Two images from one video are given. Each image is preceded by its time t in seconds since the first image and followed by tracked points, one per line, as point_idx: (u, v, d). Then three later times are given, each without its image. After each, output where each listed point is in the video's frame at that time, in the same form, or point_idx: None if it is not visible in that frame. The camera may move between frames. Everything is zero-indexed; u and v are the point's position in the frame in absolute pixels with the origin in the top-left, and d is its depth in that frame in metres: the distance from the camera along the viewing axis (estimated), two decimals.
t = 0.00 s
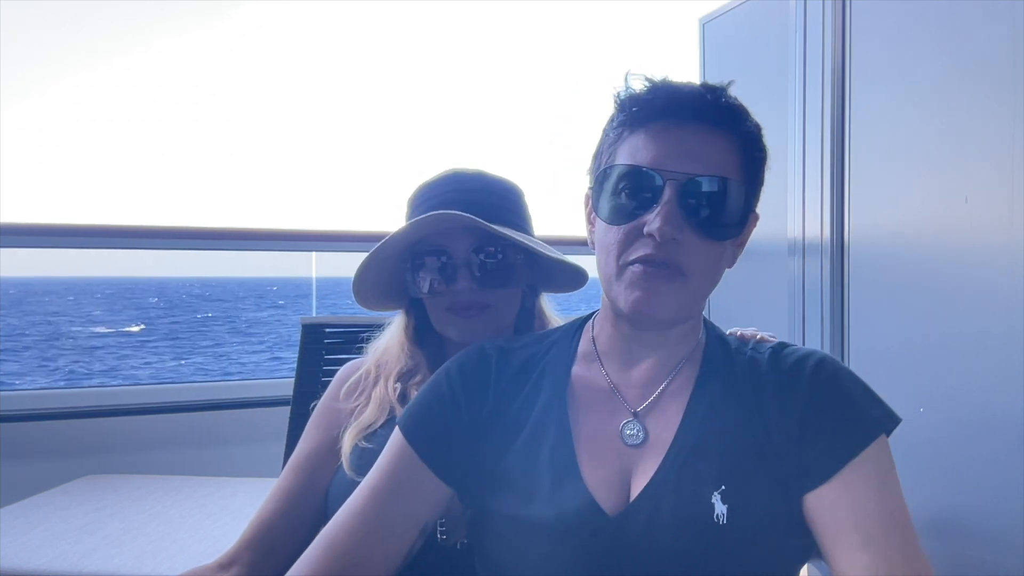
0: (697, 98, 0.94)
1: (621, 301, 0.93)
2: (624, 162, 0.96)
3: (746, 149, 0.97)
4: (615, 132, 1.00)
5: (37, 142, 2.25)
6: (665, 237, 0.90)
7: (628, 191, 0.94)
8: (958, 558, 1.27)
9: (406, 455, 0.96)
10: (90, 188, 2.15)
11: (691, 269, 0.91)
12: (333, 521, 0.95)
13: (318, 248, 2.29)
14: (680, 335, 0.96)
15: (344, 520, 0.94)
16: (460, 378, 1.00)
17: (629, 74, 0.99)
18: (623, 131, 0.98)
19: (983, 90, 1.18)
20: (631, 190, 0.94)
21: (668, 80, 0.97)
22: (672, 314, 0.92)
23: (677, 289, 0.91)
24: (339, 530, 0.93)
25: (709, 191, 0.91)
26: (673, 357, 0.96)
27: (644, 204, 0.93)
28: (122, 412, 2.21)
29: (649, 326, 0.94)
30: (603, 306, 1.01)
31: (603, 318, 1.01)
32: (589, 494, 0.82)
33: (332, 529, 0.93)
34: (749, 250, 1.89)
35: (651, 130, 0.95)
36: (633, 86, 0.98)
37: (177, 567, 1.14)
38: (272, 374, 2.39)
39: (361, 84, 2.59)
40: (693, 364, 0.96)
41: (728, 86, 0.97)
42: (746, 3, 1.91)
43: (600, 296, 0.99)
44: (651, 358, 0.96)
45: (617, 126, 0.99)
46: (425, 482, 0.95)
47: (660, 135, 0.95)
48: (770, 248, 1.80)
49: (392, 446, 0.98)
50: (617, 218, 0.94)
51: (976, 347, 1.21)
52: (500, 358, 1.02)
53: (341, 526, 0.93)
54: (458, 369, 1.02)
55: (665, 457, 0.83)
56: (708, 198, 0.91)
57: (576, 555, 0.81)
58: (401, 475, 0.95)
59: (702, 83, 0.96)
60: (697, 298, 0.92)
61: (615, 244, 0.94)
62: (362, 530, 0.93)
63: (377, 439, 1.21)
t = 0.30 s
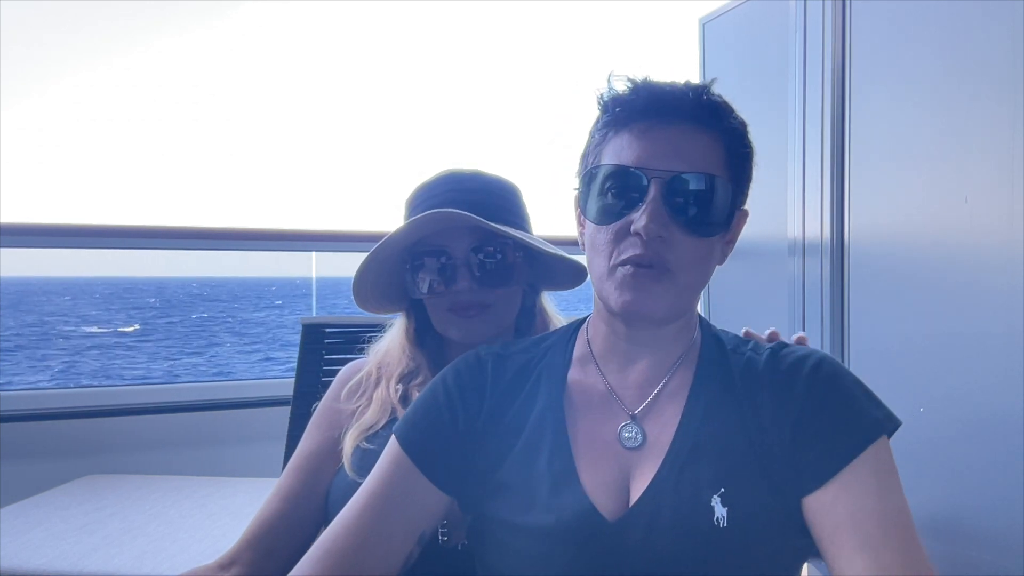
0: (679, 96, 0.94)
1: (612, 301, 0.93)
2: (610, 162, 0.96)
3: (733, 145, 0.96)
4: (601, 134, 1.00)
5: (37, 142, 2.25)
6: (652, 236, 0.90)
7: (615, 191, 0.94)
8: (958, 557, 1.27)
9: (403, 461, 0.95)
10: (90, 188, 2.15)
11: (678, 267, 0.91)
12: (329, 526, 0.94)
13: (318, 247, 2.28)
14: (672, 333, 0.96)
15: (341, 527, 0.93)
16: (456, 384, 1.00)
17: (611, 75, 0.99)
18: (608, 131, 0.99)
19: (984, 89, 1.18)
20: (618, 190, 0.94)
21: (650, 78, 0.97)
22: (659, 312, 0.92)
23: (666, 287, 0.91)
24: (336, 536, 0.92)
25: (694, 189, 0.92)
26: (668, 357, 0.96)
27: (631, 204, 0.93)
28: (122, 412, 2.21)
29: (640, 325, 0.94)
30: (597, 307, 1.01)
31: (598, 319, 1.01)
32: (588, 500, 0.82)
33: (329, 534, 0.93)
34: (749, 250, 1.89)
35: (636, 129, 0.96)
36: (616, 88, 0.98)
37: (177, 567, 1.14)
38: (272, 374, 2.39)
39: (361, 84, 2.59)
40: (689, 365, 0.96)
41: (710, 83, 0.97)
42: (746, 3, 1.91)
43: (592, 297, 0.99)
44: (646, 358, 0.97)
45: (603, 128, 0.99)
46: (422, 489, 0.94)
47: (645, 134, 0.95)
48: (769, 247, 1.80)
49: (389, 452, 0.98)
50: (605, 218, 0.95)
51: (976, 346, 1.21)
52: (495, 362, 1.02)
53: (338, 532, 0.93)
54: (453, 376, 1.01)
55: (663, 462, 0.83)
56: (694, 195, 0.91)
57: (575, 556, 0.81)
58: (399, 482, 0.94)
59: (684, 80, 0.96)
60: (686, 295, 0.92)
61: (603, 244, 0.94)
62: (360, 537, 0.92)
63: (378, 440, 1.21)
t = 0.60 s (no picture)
0: (677, 94, 0.95)
1: (611, 297, 0.93)
2: (609, 161, 0.96)
3: (732, 144, 0.96)
4: (600, 133, 1.00)
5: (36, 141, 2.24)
6: (651, 233, 0.90)
7: (615, 190, 0.94)
8: (958, 557, 1.27)
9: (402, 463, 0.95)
10: (90, 188, 2.14)
11: (678, 264, 0.91)
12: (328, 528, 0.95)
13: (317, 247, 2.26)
14: (672, 332, 0.96)
15: (340, 528, 0.93)
16: (455, 382, 1.00)
17: (612, 74, 1.00)
18: (607, 131, 0.99)
19: (984, 89, 1.18)
20: (617, 188, 0.94)
21: (649, 78, 0.98)
22: (660, 310, 0.92)
23: (667, 284, 0.91)
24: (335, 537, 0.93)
25: (693, 186, 0.92)
26: (669, 355, 0.97)
27: (630, 202, 0.93)
28: (122, 412, 2.21)
29: (641, 323, 0.94)
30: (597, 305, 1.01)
31: (597, 317, 1.00)
32: (593, 498, 0.81)
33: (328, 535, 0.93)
34: (749, 250, 1.89)
35: (635, 128, 0.96)
36: (616, 87, 0.98)
37: (178, 567, 1.14)
38: (272, 374, 2.39)
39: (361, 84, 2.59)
40: (689, 363, 0.96)
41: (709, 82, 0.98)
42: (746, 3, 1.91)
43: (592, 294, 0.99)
44: (647, 356, 0.97)
45: (602, 127, 1.00)
46: (420, 491, 0.94)
47: (644, 132, 0.95)
48: (770, 247, 1.80)
49: (387, 454, 0.97)
50: (605, 216, 0.95)
51: (976, 346, 1.21)
52: (496, 361, 1.01)
53: (336, 533, 0.93)
54: (453, 374, 1.01)
55: (665, 464, 0.83)
56: (693, 193, 0.92)
57: (576, 555, 0.81)
58: (397, 483, 0.94)
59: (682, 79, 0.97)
60: (686, 293, 0.92)
61: (603, 241, 0.94)
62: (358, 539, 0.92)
63: (378, 440, 1.21)
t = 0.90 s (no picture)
0: (660, 101, 0.95)
1: (599, 302, 0.93)
2: (595, 168, 0.96)
3: (715, 150, 0.97)
4: (585, 141, 1.00)
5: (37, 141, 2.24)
6: (638, 236, 0.90)
7: (600, 196, 0.94)
8: (959, 559, 1.27)
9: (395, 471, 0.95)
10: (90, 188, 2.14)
11: (665, 266, 0.91)
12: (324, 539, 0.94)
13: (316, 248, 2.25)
14: (661, 336, 0.96)
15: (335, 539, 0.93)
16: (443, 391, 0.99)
17: (594, 84, 1.01)
18: (592, 139, 0.99)
19: (983, 89, 1.18)
20: (603, 195, 0.94)
21: (633, 86, 0.98)
22: (648, 313, 0.92)
23: (655, 287, 0.91)
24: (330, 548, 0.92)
25: (678, 192, 0.92)
26: (659, 359, 0.96)
27: (615, 207, 0.93)
28: (123, 412, 2.22)
29: (629, 326, 0.94)
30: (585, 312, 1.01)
31: (586, 322, 1.00)
32: (588, 504, 0.81)
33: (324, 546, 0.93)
34: (749, 251, 1.89)
35: (619, 134, 0.96)
36: (599, 95, 0.99)
37: (177, 567, 1.14)
38: (272, 374, 2.40)
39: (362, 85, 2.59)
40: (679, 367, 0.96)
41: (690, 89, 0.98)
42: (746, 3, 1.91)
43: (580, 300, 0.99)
44: (636, 361, 0.96)
45: (587, 135, 1.00)
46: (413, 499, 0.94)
47: (628, 139, 0.95)
48: (770, 247, 1.80)
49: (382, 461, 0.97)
50: (590, 222, 0.95)
51: (976, 346, 1.21)
52: (487, 367, 1.02)
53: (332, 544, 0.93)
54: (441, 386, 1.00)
55: (659, 466, 0.83)
56: (678, 198, 0.92)
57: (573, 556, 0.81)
58: (391, 492, 0.94)
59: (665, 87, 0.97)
60: (673, 296, 0.92)
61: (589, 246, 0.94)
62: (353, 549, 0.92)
63: (378, 441, 1.21)
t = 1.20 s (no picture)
0: (655, 104, 0.94)
1: (598, 304, 0.93)
2: (590, 172, 0.96)
3: (711, 150, 0.96)
4: (581, 145, 1.00)
5: (37, 141, 2.24)
6: (635, 239, 0.90)
7: (597, 199, 0.94)
8: (958, 559, 1.27)
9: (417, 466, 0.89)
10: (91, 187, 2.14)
11: (663, 267, 0.91)
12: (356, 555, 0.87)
13: (316, 248, 2.25)
14: (665, 335, 0.96)
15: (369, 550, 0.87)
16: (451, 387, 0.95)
17: (586, 88, 1.00)
18: (587, 143, 0.99)
19: (984, 89, 1.18)
20: (599, 199, 0.94)
21: (625, 89, 0.97)
22: (646, 314, 0.91)
23: (653, 287, 0.91)
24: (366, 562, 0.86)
25: (674, 194, 0.91)
26: (662, 360, 0.96)
27: (613, 210, 0.93)
28: (123, 412, 2.22)
29: (629, 328, 0.94)
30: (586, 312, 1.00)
31: (587, 323, 1.00)
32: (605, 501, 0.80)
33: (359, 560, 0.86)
34: (750, 250, 1.88)
35: (614, 138, 0.96)
36: (592, 100, 0.98)
37: (177, 567, 1.14)
38: (272, 374, 2.40)
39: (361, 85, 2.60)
40: (685, 366, 0.96)
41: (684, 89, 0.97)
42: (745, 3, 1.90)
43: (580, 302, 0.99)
44: (639, 361, 0.96)
45: (582, 140, 1.00)
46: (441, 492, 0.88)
47: (623, 142, 0.95)
48: (769, 247, 1.80)
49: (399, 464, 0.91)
50: (588, 225, 0.94)
51: (976, 347, 1.20)
52: (491, 362, 0.99)
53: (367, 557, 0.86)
54: (452, 381, 0.96)
55: (671, 465, 0.83)
56: (674, 199, 0.91)
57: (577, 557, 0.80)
58: (417, 490, 0.88)
59: (660, 89, 0.97)
60: (672, 297, 0.92)
61: (586, 249, 0.94)
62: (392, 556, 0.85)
63: (377, 441, 1.22)
